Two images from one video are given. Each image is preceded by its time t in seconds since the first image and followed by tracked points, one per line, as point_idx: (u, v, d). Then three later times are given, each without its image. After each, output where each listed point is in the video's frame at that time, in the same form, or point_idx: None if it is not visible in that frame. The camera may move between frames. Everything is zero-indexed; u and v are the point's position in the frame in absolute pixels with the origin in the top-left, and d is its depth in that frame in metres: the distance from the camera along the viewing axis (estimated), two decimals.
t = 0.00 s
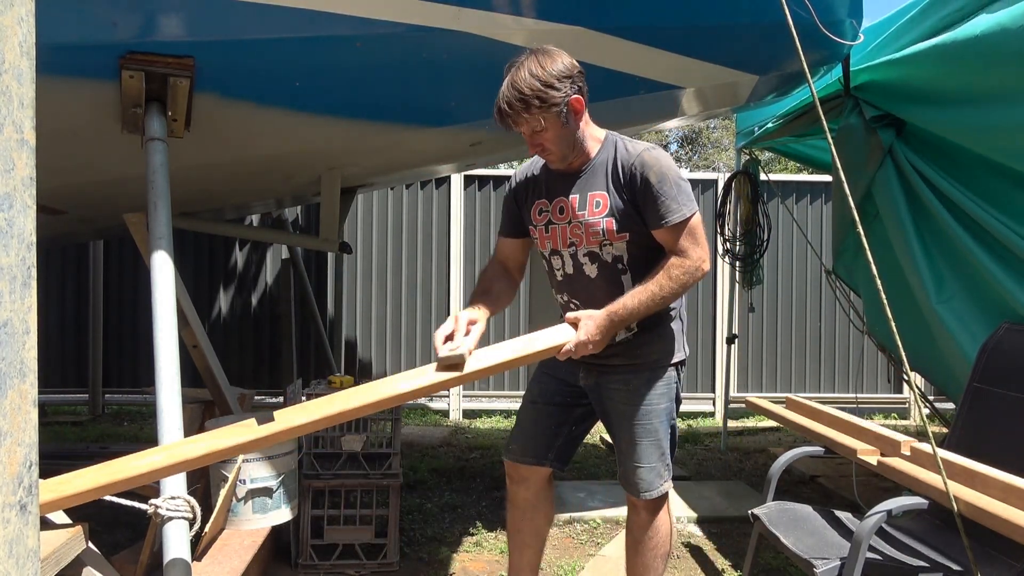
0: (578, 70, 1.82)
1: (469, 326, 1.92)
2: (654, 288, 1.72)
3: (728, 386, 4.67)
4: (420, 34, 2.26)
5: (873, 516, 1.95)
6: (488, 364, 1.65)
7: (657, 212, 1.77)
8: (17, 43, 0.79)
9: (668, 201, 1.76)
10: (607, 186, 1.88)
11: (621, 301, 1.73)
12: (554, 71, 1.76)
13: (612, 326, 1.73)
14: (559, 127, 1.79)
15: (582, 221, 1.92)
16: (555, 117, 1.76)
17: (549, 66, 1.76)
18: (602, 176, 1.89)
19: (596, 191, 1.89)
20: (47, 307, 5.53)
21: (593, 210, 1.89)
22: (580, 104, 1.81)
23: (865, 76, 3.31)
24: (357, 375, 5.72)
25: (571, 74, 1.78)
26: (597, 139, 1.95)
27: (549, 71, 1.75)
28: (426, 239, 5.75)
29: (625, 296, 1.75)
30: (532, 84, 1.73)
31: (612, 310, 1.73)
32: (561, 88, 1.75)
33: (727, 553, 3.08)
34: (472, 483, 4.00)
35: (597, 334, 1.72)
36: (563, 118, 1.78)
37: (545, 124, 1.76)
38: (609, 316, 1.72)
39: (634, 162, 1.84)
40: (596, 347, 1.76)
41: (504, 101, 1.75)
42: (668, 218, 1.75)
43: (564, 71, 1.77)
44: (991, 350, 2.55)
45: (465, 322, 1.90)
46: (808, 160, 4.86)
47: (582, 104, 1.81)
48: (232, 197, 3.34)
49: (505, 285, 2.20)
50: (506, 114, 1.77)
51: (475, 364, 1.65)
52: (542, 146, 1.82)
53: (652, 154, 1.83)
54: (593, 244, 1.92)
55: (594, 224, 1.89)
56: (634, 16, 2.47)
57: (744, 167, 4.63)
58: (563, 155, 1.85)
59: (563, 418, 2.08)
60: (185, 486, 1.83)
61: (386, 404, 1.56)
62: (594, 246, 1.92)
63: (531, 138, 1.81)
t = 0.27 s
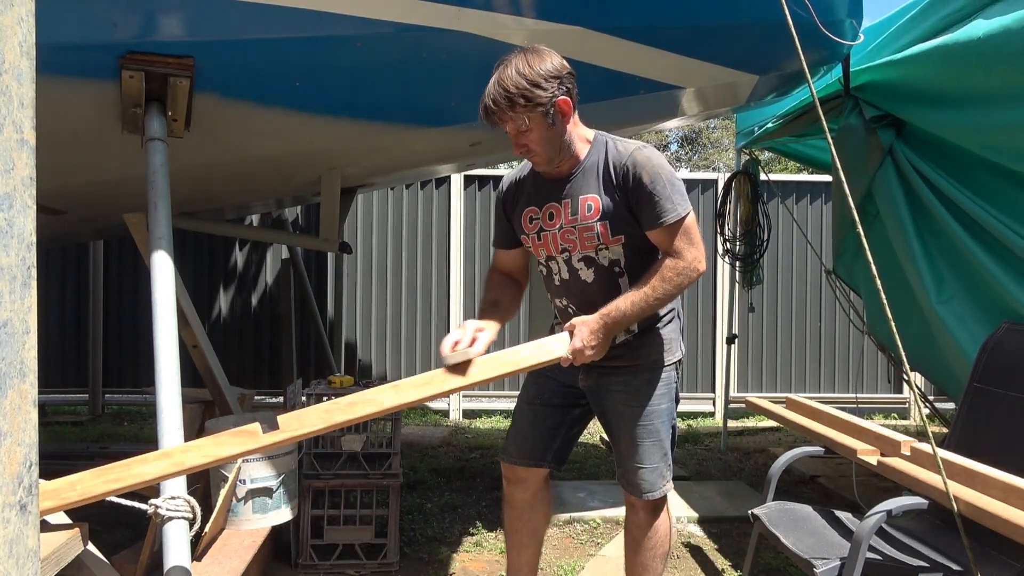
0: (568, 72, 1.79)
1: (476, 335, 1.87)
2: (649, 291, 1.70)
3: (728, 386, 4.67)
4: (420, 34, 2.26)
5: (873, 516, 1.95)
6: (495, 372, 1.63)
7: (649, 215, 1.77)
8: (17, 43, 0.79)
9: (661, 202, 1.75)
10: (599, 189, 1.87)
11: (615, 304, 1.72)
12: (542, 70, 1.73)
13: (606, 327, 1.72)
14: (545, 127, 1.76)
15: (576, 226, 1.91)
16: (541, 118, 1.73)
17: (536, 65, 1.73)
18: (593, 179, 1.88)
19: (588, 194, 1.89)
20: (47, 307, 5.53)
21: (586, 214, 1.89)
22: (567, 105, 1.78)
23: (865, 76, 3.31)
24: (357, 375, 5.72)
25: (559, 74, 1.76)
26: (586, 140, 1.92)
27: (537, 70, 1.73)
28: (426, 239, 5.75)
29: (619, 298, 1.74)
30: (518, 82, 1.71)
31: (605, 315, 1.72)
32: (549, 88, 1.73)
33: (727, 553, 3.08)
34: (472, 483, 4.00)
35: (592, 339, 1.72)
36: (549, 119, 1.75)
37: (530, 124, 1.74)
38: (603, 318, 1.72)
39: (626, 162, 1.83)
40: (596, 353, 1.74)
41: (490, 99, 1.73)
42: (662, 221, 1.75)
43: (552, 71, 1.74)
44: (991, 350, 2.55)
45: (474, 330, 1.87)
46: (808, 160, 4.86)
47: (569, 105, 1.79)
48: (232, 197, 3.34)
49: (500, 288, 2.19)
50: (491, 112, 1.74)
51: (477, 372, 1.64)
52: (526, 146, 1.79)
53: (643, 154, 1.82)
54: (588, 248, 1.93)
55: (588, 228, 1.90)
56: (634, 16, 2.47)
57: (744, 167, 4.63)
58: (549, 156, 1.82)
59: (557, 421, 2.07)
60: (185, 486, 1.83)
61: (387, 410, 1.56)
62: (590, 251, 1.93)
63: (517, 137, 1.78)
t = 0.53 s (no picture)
0: (551, 68, 1.78)
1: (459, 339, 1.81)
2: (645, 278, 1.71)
3: (728, 386, 4.67)
4: (420, 34, 2.26)
5: (873, 515, 1.95)
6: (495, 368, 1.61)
7: (639, 208, 1.77)
8: (17, 43, 0.79)
9: (650, 195, 1.76)
10: (584, 184, 1.84)
11: (611, 291, 1.70)
12: (526, 67, 1.71)
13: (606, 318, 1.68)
14: (530, 125, 1.74)
15: (558, 221, 1.86)
16: (526, 115, 1.71)
17: (520, 61, 1.71)
18: (578, 174, 1.85)
19: (573, 189, 1.85)
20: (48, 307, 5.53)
21: (570, 209, 1.85)
22: (552, 102, 1.76)
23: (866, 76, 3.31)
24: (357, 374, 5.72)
25: (543, 71, 1.74)
26: (568, 138, 1.91)
27: (521, 67, 1.70)
28: (426, 239, 5.75)
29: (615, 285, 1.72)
30: (502, 79, 1.68)
31: (604, 303, 1.68)
32: (533, 85, 1.71)
33: (727, 553, 3.08)
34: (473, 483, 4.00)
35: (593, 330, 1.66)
36: (534, 116, 1.73)
37: (515, 121, 1.71)
38: (600, 308, 1.68)
39: (613, 157, 1.83)
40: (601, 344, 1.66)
41: (473, 97, 1.70)
42: (652, 214, 1.75)
43: (537, 67, 1.72)
44: (991, 350, 2.55)
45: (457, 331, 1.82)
46: (808, 160, 4.86)
47: (554, 102, 1.77)
48: (232, 197, 3.34)
49: (482, 292, 2.13)
50: (475, 110, 1.71)
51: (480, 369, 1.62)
52: (511, 144, 1.77)
53: (630, 150, 1.83)
54: (571, 244, 1.87)
55: (572, 223, 1.84)
56: (634, 16, 2.47)
57: (744, 167, 4.63)
58: (534, 153, 1.80)
59: (545, 438, 2.05)
60: (185, 486, 1.83)
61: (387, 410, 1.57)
62: (572, 246, 1.87)
63: (501, 135, 1.75)
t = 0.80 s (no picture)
0: (527, 72, 1.75)
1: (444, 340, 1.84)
2: (641, 276, 1.69)
3: (728, 386, 4.67)
4: (420, 35, 2.26)
5: (873, 515, 1.95)
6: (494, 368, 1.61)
7: (629, 206, 1.76)
8: (17, 43, 0.79)
9: (638, 192, 1.75)
10: (572, 185, 1.83)
11: (611, 294, 1.68)
12: (501, 74, 1.69)
13: (604, 321, 1.67)
14: (509, 133, 1.72)
15: (549, 225, 1.85)
16: (504, 123, 1.69)
17: (495, 70, 1.68)
18: (565, 176, 1.84)
19: (560, 191, 1.84)
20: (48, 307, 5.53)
21: (559, 211, 1.84)
22: (529, 107, 1.74)
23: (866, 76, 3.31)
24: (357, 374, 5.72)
25: (518, 77, 1.72)
26: (550, 140, 1.89)
27: (496, 75, 1.68)
28: (426, 239, 5.75)
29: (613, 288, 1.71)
30: (477, 89, 1.66)
31: (604, 307, 1.67)
32: (509, 92, 1.69)
33: (727, 553, 3.08)
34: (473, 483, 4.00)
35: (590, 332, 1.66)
36: (513, 123, 1.71)
37: (493, 130, 1.70)
38: (598, 311, 1.67)
39: (599, 156, 1.82)
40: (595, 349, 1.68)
41: (449, 109, 1.68)
42: (641, 211, 1.75)
43: (511, 74, 1.70)
44: (991, 350, 2.55)
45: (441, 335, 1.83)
46: (808, 160, 4.86)
47: (531, 108, 1.75)
48: (232, 197, 3.34)
49: (470, 301, 2.13)
50: (452, 122, 1.70)
51: (477, 368, 1.62)
52: (492, 153, 1.76)
53: (615, 147, 1.82)
54: (562, 246, 1.86)
55: (562, 226, 1.84)
56: (634, 16, 2.47)
57: (744, 167, 4.63)
58: (515, 159, 1.79)
59: (548, 442, 2.05)
60: (185, 486, 1.83)
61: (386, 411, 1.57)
62: (565, 248, 1.87)
63: (481, 144, 1.74)
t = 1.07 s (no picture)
0: (508, 74, 1.74)
1: (436, 348, 1.82)
2: (632, 274, 1.70)
3: (729, 386, 4.67)
4: (419, 34, 2.26)
5: (873, 516, 1.95)
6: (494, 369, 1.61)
7: (616, 205, 1.76)
8: (17, 43, 0.79)
9: (625, 190, 1.76)
10: (558, 187, 1.83)
11: (604, 294, 1.68)
12: (482, 76, 1.68)
13: (602, 322, 1.67)
14: (490, 134, 1.71)
15: (535, 227, 1.85)
16: (485, 125, 1.68)
17: (476, 72, 1.68)
18: (550, 177, 1.83)
19: (546, 193, 1.84)
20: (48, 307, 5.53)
21: (546, 213, 1.83)
22: (511, 109, 1.73)
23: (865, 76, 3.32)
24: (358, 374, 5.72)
25: (500, 79, 1.71)
26: (534, 141, 1.88)
27: (478, 76, 1.68)
28: (426, 239, 5.75)
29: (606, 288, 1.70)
30: (458, 90, 1.65)
31: (599, 307, 1.66)
32: (490, 94, 1.67)
33: (727, 553, 3.08)
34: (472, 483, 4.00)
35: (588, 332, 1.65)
36: (494, 125, 1.70)
37: (474, 131, 1.69)
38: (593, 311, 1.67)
39: (584, 157, 1.82)
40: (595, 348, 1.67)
41: (430, 110, 1.68)
42: (629, 210, 1.75)
43: (493, 76, 1.69)
44: (991, 350, 2.55)
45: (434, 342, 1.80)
46: (808, 160, 4.85)
47: (514, 110, 1.74)
48: (232, 197, 3.34)
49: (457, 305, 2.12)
50: (434, 123, 1.69)
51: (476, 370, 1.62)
52: (474, 155, 1.75)
53: (600, 148, 1.83)
54: (550, 248, 1.87)
55: (549, 228, 1.84)
56: (634, 16, 2.47)
57: (744, 167, 4.63)
58: (498, 162, 1.77)
59: (533, 440, 2.05)
60: (185, 486, 1.83)
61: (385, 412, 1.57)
62: (552, 250, 1.87)
63: (463, 146, 1.73)
